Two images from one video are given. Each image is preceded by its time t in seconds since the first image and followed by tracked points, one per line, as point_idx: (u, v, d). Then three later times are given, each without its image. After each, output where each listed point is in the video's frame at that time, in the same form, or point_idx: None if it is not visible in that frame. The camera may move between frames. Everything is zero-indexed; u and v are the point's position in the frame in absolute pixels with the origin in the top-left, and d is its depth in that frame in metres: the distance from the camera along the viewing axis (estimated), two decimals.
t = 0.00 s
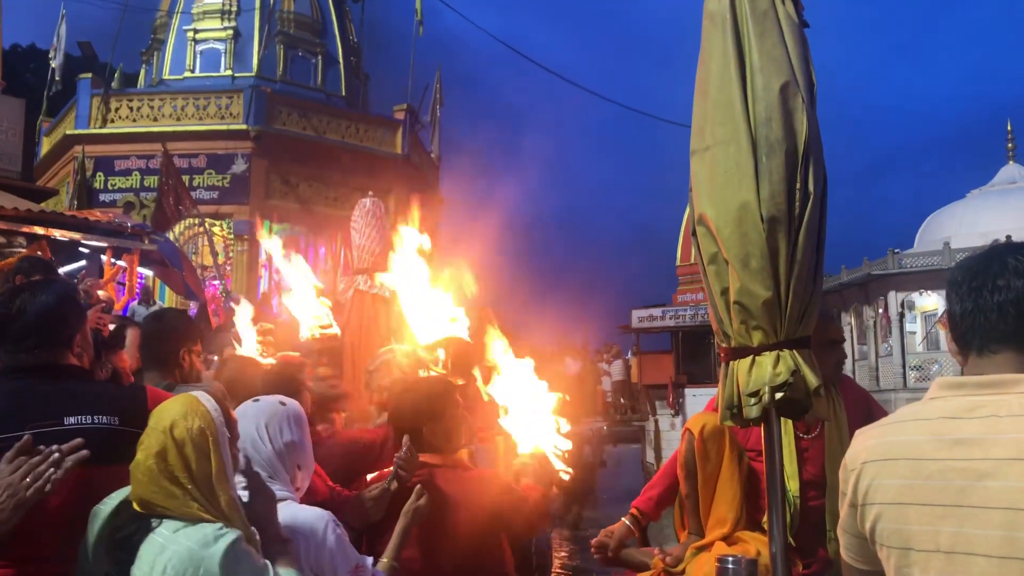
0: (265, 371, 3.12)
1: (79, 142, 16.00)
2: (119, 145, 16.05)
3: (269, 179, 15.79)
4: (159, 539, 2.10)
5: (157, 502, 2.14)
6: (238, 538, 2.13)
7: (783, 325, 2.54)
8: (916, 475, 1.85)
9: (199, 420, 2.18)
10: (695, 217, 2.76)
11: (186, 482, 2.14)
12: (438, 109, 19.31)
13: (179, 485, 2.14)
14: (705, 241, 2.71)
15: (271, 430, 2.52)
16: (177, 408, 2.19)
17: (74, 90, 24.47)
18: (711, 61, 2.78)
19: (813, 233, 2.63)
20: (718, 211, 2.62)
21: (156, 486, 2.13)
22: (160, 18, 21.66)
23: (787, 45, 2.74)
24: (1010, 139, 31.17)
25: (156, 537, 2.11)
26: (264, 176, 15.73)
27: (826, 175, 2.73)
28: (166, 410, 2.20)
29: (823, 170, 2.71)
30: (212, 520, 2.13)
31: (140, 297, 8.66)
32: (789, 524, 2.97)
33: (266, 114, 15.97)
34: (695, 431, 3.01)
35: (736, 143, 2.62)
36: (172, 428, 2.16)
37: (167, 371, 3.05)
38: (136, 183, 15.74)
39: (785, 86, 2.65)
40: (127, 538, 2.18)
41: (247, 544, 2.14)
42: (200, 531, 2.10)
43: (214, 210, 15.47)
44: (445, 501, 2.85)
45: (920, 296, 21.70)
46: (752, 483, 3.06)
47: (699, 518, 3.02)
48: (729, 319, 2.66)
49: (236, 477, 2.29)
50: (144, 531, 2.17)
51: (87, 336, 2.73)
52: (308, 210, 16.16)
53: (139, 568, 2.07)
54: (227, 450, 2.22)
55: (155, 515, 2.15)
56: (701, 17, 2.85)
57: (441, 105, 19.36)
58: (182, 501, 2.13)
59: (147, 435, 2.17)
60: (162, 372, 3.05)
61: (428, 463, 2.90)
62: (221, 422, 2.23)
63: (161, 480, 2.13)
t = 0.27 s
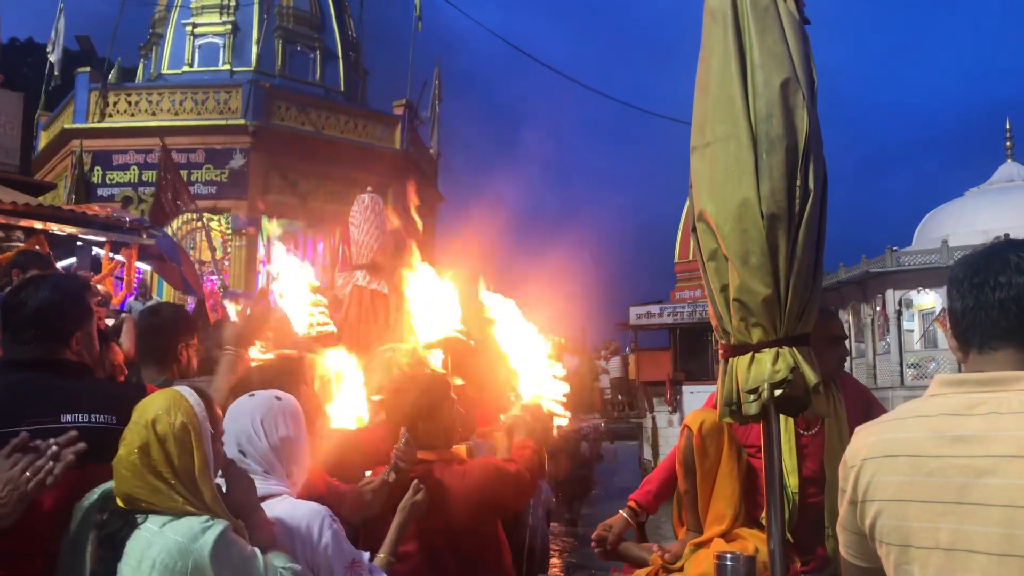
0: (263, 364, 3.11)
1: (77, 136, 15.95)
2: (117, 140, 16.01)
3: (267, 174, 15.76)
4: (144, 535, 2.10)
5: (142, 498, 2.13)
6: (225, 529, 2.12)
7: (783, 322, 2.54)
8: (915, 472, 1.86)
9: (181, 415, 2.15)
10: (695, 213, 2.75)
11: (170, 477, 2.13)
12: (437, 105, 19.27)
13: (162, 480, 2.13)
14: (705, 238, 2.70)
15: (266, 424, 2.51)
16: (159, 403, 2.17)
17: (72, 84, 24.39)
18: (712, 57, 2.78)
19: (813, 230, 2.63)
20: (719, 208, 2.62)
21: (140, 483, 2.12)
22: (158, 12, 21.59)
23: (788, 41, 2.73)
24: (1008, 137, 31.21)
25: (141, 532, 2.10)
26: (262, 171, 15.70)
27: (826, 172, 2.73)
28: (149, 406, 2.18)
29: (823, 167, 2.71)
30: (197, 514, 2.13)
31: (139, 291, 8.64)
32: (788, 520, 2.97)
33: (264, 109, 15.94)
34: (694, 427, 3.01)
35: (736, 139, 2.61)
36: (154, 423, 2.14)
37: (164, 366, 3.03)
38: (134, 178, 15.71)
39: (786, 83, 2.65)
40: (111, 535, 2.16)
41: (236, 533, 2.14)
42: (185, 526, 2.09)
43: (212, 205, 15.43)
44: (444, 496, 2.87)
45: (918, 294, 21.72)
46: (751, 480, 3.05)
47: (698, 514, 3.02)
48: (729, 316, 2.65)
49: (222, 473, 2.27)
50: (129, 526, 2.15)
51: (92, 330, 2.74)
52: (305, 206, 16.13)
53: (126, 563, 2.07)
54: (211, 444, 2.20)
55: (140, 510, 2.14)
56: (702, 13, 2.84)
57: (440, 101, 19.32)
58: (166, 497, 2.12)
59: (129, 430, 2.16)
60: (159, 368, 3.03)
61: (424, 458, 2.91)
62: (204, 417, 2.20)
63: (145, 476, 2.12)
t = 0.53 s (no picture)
0: (260, 362, 3.10)
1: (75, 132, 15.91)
2: (115, 135, 15.96)
3: (265, 171, 15.73)
4: (138, 533, 2.09)
5: (135, 497, 2.13)
6: (219, 524, 2.12)
7: (781, 321, 2.54)
8: (912, 472, 1.86)
9: (171, 413, 2.15)
10: (694, 212, 2.75)
11: (162, 475, 2.13)
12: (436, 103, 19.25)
13: (155, 478, 2.13)
14: (703, 237, 2.71)
15: (261, 421, 2.50)
16: (150, 402, 2.17)
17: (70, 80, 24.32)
18: (711, 56, 2.78)
19: (812, 229, 2.63)
20: (717, 208, 2.62)
21: (132, 481, 2.12)
22: (156, 8, 21.54)
23: (788, 40, 2.73)
24: (1006, 138, 31.27)
25: (136, 529, 2.10)
26: (260, 168, 15.67)
27: (825, 171, 2.73)
28: (139, 404, 2.18)
29: (822, 166, 2.71)
30: (192, 510, 2.13)
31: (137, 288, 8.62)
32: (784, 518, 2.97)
33: (262, 106, 15.92)
34: (690, 425, 3.01)
35: (736, 139, 2.61)
36: (145, 422, 2.15)
37: (159, 364, 3.05)
38: (132, 174, 15.67)
39: (786, 82, 2.65)
40: (107, 531, 2.14)
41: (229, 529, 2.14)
42: (180, 522, 2.09)
43: (210, 202, 15.39)
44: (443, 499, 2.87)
45: (916, 294, 21.75)
46: (747, 479, 3.06)
47: (694, 513, 3.03)
48: (727, 315, 2.65)
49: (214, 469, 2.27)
50: (124, 524, 2.14)
51: (92, 328, 2.73)
52: (304, 203, 16.10)
53: (121, 561, 2.07)
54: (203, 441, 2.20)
55: (133, 509, 2.14)
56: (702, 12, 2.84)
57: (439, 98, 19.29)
58: (160, 494, 2.12)
59: (120, 430, 2.16)
60: (154, 366, 3.05)
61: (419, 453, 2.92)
62: (195, 414, 2.21)
63: (138, 474, 2.12)
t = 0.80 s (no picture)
0: (251, 361, 3.10)
1: (71, 131, 15.90)
2: (111, 135, 15.95)
3: (262, 171, 15.72)
4: (133, 533, 2.09)
5: (133, 496, 2.13)
6: (215, 532, 2.13)
7: (776, 321, 2.54)
8: (904, 471, 1.86)
9: (175, 414, 2.17)
10: (689, 213, 2.76)
11: (161, 476, 2.13)
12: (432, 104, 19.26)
13: (153, 479, 2.13)
14: (698, 238, 2.71)
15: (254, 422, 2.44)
16: (152, 402, 2.18)
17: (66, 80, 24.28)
18: (706, 57, 2.79)
19: (806, 230, 2.64)
20: (712, 209, 2.62)
21: (132, 480, 2.12)
22: (153, 8, 21.53)
23: (783, 41, 2.74)
24: (1001, 140, 31.35)
25: (131, 530, 2.10)
26: (256, 168, 15.66)
27: (819, 171, 2.74)
28: (142, 403, 2.19)
29: (817, 167, 2.71)
30: (187, 513, 2.13)
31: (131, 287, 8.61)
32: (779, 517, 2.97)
33: (259, 106, 15.91)
34: (684, 425, 3.01)
35: (730, 139, 2.62)
36: (147, 422, 2.15)
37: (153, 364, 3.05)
38: (128, 174, 15.66)
39: (780, 83, 2.66)
40: (101, 533, 2.12)
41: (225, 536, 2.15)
42: (176, 525, 2.09)
43: (206, 202, 15.38)
44: (438, 500, 2.82)
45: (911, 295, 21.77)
46: (741, 479, 3.06)
47: (689, 513, 3.03)
48: (721, 315, 2.66)
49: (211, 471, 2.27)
50: (118, 524, 2.13)
51: (87, 327, 2.72)
52: (300, 203, 16.08)
53: (116, 561, 2.06)
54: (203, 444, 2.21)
55: (129, 509, 2.14)
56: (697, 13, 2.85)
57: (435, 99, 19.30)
58: (157, 495, 2.12)
59: (121, 428, 2.16)
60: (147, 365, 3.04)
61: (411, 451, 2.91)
62: (197, 416, 2.22)
63: (137, 474, 2.12)
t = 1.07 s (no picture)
0: (229, 361, 3.08)
1: (52, 131, 15.78)
2: (94, 135, 15.84)
3: (246, 173, 15.67)
4: (111, 537, 2.08)
5: (112, 499, 2.11)
6: (195, 541, 2.10)
7: (756, 323, 2.56)
8: (881, 473, 1.88)
9: (153, 417, 2.16)
10: (670, 216, 2.77)
11: (140, 479, 2.12)
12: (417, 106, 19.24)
13: (132, 482, 2.12)
14: (679, 240, 2.72)
15: (237, 425, 2.49)
16: (131, 404, 2.17)
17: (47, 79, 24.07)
18: (688, 60, 2.80)
19: (787, 233, 2.65)
20: (694, 212, 2.63)
21: (111, 484, 2.11)
22: (136, 8, 21.40)
23: (764, 45, 2.76)
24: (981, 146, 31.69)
25: (109, 534, 2.08)
26: (241, 169, 15.61)
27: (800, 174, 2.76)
28: (121, 406, 2.18)
29: (797, 170, 2.73)
30: (166, 519, 2.11)
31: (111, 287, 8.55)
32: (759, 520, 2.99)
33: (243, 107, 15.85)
34: (665, 427, 3.04)
35: (712, 143, 2.63)
36: (126, 425, 2.14)
37: (130, 366, 3.02)
38: (110, 174, 15.55)
39: (762, 86, 2.67)
40: (80, 534, 2.11)
41: (204, 544, 2.12)
42: (155, 531, 2.08)
43: (190, 203, 15.32)
44: (420, 501, 2.81)
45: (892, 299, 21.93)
46: (723, 481, 3.08)
47: (671, 515, 3.04)
48: (702, 318, 2.67)
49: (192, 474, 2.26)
50: (97, 526, 2.11)
51: (68, 330, 2.69)
52: (285, 205, 16.03)
53: (92, 565, 2.04)
54: (183, 448, 2.20)
55: (108, 511, 2.12)
56: (680, 16, 2.87)
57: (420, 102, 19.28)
58: (136, 499, 2.11)
59: (99, 432, 2.15)
60: (124, 368, 3.01)
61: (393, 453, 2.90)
62: (177, 420, 2.22)
63: (116, 478, 2.11)
